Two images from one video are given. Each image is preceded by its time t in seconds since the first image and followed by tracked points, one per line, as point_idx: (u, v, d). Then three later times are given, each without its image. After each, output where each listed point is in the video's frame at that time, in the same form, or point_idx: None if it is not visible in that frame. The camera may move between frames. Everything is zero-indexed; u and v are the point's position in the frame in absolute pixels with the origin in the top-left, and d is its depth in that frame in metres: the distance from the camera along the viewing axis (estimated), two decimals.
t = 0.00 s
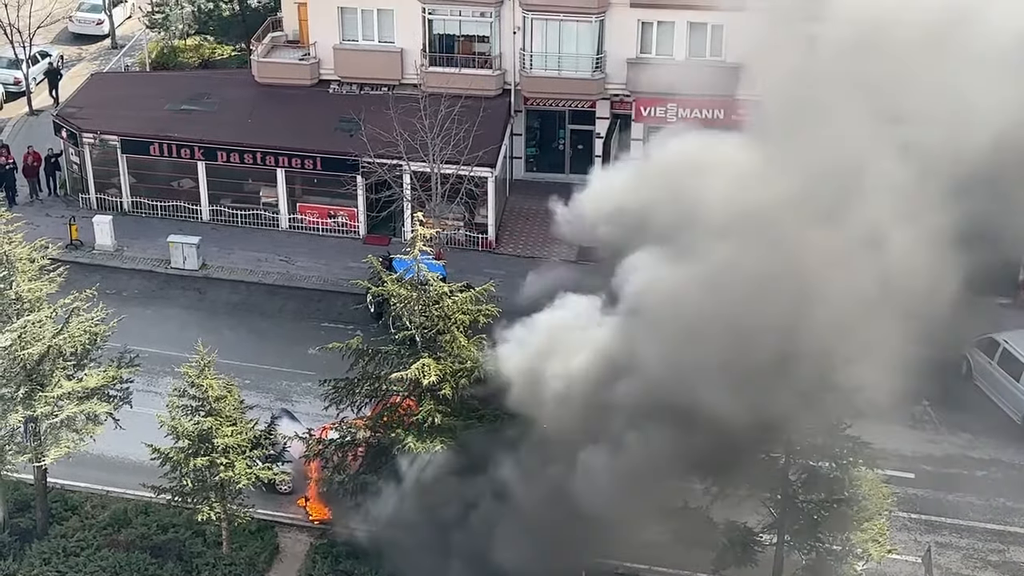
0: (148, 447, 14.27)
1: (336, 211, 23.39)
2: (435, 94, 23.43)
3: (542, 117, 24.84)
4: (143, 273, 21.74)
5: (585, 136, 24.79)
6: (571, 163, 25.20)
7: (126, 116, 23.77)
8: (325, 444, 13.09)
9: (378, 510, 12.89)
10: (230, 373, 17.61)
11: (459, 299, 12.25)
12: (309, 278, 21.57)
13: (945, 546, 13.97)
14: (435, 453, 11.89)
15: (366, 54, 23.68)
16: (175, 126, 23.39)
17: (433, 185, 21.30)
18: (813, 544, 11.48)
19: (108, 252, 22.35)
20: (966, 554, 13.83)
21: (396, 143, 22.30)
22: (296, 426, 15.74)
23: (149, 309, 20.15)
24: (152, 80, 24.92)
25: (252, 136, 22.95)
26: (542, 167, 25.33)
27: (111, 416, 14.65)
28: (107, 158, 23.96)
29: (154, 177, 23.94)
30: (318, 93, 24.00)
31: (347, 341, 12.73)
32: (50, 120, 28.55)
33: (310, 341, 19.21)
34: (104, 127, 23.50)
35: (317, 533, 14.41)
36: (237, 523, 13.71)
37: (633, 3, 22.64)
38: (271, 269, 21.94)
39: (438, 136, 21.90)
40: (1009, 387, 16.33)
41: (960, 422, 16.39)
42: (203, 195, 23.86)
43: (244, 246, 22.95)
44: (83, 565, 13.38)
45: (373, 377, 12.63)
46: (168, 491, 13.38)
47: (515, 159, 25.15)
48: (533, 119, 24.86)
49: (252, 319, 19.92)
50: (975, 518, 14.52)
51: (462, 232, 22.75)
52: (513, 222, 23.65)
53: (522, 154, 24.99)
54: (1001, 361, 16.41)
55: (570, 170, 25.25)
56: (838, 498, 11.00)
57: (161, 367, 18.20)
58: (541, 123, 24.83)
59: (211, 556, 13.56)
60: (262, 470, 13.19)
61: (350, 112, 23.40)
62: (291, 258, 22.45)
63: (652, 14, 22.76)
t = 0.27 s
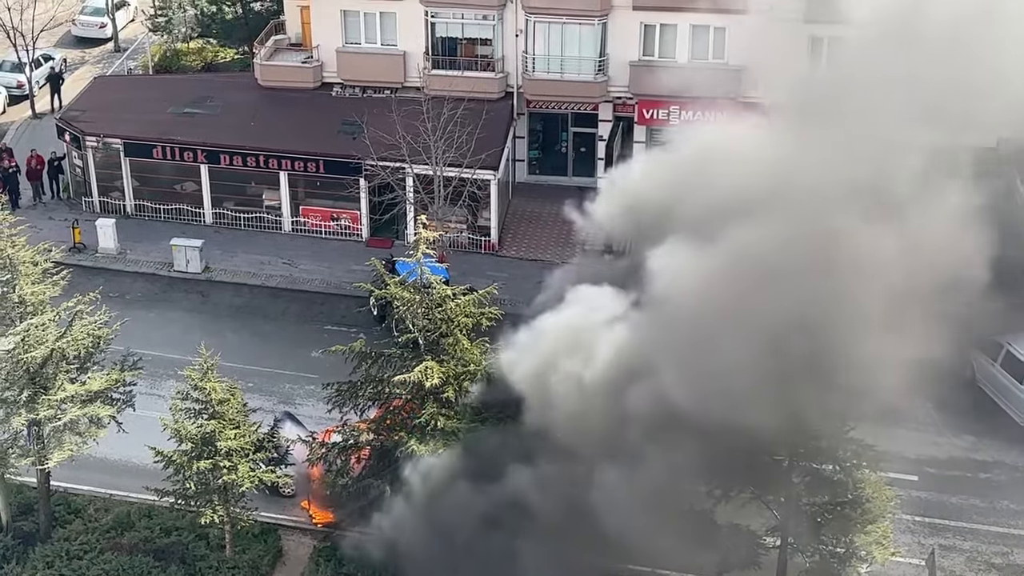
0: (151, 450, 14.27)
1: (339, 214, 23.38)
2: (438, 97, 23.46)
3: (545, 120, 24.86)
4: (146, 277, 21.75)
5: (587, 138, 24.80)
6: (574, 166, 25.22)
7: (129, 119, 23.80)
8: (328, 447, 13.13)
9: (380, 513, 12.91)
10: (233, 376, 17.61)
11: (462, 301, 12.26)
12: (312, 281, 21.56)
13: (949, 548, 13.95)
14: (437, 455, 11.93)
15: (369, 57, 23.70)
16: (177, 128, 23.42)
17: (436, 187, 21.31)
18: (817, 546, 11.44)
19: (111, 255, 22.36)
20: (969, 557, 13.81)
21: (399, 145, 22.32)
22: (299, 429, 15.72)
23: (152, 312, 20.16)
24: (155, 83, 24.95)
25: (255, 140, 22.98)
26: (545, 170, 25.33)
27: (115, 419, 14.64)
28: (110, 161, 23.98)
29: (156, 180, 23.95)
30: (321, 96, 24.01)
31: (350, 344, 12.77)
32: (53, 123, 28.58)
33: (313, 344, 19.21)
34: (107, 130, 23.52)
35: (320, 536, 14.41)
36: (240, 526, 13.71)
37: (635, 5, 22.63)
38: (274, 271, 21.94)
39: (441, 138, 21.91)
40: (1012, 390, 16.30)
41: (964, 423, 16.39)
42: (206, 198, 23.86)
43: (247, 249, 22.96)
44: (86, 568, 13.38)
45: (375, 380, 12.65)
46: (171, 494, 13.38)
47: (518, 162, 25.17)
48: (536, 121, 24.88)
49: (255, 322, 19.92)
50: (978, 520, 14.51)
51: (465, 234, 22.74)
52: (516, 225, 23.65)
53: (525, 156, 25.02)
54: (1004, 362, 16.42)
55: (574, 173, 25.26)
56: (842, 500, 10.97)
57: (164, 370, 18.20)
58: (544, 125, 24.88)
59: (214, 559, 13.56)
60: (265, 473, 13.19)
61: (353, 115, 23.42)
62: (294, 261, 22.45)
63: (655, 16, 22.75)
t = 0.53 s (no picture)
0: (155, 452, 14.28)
1: (343, 216, 23.40)
2: (441, 99, 23.46)
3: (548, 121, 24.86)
4: (150, 279, 21.77)
5: (591, 140, 24.80)
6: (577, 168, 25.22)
7: (133, 121, 23.82)
8: (332, 449, 13.13)
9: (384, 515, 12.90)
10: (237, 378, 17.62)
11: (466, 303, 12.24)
12: (316, 283, 21.58)
13: (953, 550, 13.95)
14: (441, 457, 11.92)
15: (373, 59, 23.70)
16: (181, 131, 23.43)
17: (440, 189, 21.31)
18: (821, 548, 11.44)
19: (115, 258, 22.39)
20: (973, 559, 13.81)
21: (403, 147, 22.32)
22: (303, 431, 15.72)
23: (156, 315, 20.17)
24: (160, 86, 24.97)
25: (259, 142, 22.97)
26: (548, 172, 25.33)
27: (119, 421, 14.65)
28: (114, 163, 24.00)
29: (160, 182, 23.98)
30: (325, 98, 24.02)
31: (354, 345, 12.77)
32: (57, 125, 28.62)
33: (317, 346, 19.22)
34: (111, 132, 23.54)
35: (324, 538, 14.42)
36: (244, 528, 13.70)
37: (639, 7, 22.65)
38: (278, 274, 21.96)
39: (444, 140, 21.94)
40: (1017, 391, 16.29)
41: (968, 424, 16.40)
42: (210, 201, 23.88)
43: (251, 252, 22.97)
44: (90, 570, 13.39)
45: (379, 382, 12.65)
46: (175, 496, 13.38)
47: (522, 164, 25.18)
48: (540, 123, 24.89)
49: (258, 324, 19.93)
50: (982, 522, 14.51)
51: (468, 236, 22.75)
52: (519, 227, 23.65)
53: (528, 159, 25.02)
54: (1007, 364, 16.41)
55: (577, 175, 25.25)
56: (846, 502, 10.94)
57: (168, 372, 18.21)
58: (547, 127, 24.89)
59: (218, 561, 13.57)
60: (269, 475, 13.19)
61: (356, 118, 23.42)
62: (298, 263, 22.46)
63: (658, 18, 22.75)
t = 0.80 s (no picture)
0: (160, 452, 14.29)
1: (347, 216, 23.42)
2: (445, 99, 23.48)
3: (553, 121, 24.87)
4: (154, 279, 21.78)
5: (595, 140, 24.81)
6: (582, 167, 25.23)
7: (137, 122, 23.83)
8: (336, 449, 13.14)
9: (388, 516, 12.91)
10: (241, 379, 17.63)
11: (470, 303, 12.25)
12: (320, 283, 21.59)
13: (957, 550, 13.94)
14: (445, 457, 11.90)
15: (377, 60, 23.72)
16: (185, 131, 23.43)
17: (444, 189, 21.33)
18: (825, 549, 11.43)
19: (119, 258, 22.40)
20: (978, 559, 13.81)
21: (407, 148, 22.33)
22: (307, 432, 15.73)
23: (160, 315, 20.18)
24: (164, 86, 24.98)
25: (263, 142, 22.98)
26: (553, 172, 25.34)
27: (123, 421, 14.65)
28: (118, 164, 24.02)
29: (165, 183, 24.00)
30: (329, 99, 24.05)
31: (358, 346, 12.78)
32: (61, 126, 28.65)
33: (322, 346, 19.23)
34: (115, 133, 23.55)
35: (327, 538, 14.42)
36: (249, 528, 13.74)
37: (643, 7, 22.64)
38: (282, 274, 21.97)
39: (448, 140, 21.95)
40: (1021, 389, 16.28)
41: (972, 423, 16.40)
42: (214, 201, 23.91)
43: (256, 252, 22.99)
44: (95, 570, 13.40)
45: (383, 382, 12.67)
46: (180, 496, 13.40)
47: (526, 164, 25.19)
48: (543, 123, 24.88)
49: (263, 324, 19.95)
50: (986, 522, 14.50)
51: (473, 237, 22.76)
52: (524, 227, 23.65)
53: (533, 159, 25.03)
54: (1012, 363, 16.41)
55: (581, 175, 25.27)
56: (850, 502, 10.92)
57: (173, 373, 18.22)
58: (551, 127, 24.86)
59: (223, 561, 13.57)
60: (273, 475, 13.19)
61: (360, 118, 23.45)
62: (302, 263, 22.48)
63: (662, 18, 22.76)
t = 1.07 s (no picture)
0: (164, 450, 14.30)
1: (351, 214, 23.41)
2: (449, 97, 23.47)
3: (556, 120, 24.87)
4: (157, 277, 21.79)
5: (599, 138, 24.80)
6: (586, 165, 25.23)
7: (140, 119, 23.84)
8: (340, 447, 13.11)
9: (392, 514, 12.87)
10: (245, 377, 17.65)
11: (473, 301, 12.24)
12: (324, 281, 21.59)
13: (962, 548, 13.94)
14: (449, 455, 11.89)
15: (381, 57, 23.71)
16: (189, 129, 23.45)
17: (448, 187, 21.33)
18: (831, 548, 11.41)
19: (123, 256, 22.42)
20: (982, 557, 13.82)
21: (410, 145, 22.34)
22: (312, 429, 15.73)
23: (164, 313, 20.19)
24: (167, 84, 24.99)
25: (266, 140, 23.00)
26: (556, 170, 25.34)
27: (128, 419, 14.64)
28: (121, 162, 24.03)
29: (168, 181, 24.00)
30: (332, 97, 24.05)
31: (361, 344, 12.76)
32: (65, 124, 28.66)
33: (326, 344, 19.24)
34: (119, 131, 23.57)
35: (332, 536, 14.43)
36: (253, 526, 13.75)
37: (647, 4, 22.60)
38: (286, 272, 21.98)
39: (452, 138, 21.95)
40: None
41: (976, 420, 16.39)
42: (218, 199, 23.92)
43: (259, 250, 22.99)
44: (99, 568, 13.41)
45: (387, 380, 12.65)
46: (184, 494, 13.41)
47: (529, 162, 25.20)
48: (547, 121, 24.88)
49: (266, 322, 19.96)
50: (990, 520, 14.51)
51: (476, 234, 22.76)
52: (527, 224, 23.65)
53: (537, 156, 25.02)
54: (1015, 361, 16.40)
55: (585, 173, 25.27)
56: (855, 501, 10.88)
57: (176, 370, 18.23)
58: (554, 125, 24.86)
59: (227, 559, 13.58)
60: (277, 473, 13.20)
61: (363, 116, 23.45)
62: (305, 261, 22.48)
63: (665, 15, 22.73)
